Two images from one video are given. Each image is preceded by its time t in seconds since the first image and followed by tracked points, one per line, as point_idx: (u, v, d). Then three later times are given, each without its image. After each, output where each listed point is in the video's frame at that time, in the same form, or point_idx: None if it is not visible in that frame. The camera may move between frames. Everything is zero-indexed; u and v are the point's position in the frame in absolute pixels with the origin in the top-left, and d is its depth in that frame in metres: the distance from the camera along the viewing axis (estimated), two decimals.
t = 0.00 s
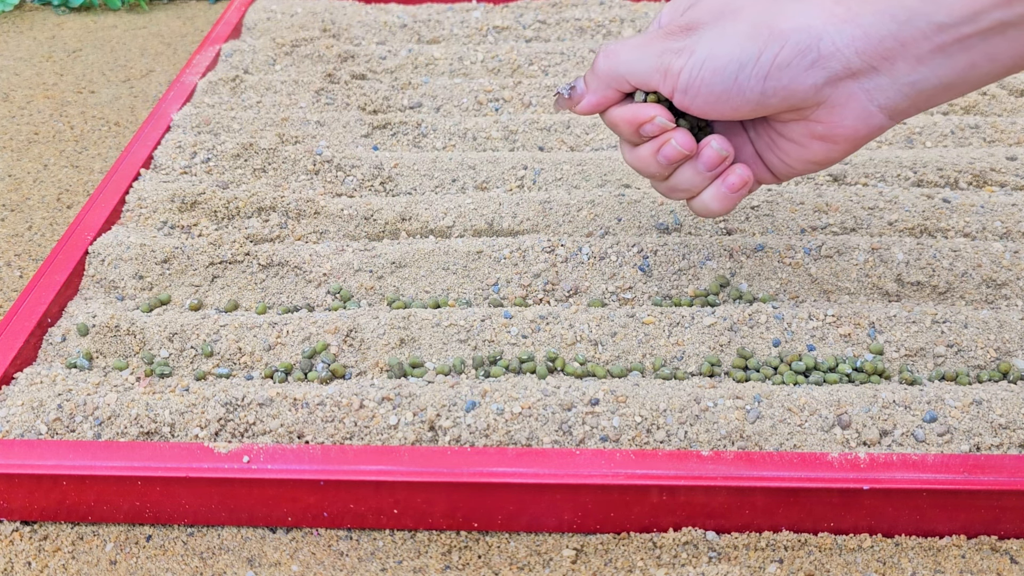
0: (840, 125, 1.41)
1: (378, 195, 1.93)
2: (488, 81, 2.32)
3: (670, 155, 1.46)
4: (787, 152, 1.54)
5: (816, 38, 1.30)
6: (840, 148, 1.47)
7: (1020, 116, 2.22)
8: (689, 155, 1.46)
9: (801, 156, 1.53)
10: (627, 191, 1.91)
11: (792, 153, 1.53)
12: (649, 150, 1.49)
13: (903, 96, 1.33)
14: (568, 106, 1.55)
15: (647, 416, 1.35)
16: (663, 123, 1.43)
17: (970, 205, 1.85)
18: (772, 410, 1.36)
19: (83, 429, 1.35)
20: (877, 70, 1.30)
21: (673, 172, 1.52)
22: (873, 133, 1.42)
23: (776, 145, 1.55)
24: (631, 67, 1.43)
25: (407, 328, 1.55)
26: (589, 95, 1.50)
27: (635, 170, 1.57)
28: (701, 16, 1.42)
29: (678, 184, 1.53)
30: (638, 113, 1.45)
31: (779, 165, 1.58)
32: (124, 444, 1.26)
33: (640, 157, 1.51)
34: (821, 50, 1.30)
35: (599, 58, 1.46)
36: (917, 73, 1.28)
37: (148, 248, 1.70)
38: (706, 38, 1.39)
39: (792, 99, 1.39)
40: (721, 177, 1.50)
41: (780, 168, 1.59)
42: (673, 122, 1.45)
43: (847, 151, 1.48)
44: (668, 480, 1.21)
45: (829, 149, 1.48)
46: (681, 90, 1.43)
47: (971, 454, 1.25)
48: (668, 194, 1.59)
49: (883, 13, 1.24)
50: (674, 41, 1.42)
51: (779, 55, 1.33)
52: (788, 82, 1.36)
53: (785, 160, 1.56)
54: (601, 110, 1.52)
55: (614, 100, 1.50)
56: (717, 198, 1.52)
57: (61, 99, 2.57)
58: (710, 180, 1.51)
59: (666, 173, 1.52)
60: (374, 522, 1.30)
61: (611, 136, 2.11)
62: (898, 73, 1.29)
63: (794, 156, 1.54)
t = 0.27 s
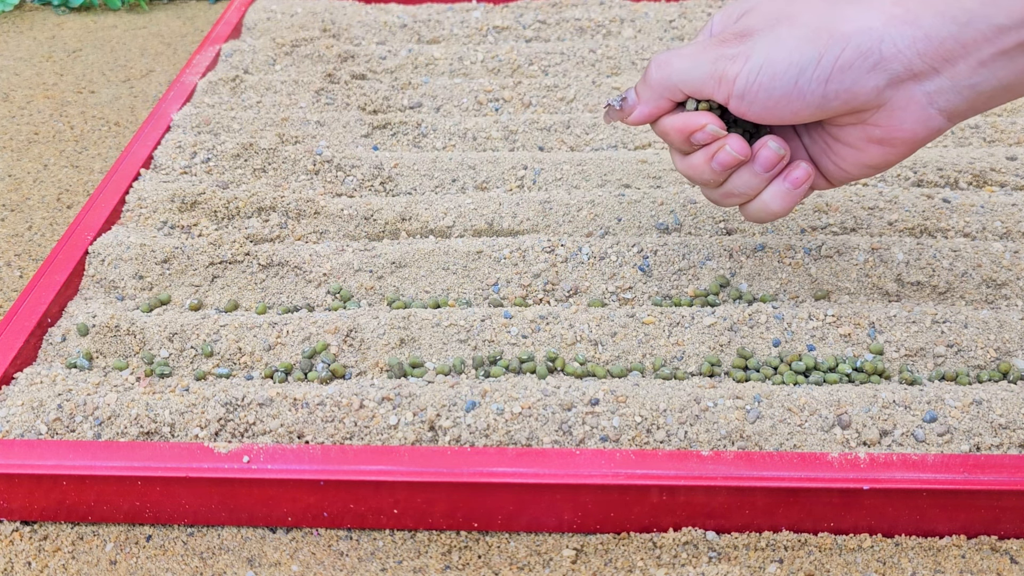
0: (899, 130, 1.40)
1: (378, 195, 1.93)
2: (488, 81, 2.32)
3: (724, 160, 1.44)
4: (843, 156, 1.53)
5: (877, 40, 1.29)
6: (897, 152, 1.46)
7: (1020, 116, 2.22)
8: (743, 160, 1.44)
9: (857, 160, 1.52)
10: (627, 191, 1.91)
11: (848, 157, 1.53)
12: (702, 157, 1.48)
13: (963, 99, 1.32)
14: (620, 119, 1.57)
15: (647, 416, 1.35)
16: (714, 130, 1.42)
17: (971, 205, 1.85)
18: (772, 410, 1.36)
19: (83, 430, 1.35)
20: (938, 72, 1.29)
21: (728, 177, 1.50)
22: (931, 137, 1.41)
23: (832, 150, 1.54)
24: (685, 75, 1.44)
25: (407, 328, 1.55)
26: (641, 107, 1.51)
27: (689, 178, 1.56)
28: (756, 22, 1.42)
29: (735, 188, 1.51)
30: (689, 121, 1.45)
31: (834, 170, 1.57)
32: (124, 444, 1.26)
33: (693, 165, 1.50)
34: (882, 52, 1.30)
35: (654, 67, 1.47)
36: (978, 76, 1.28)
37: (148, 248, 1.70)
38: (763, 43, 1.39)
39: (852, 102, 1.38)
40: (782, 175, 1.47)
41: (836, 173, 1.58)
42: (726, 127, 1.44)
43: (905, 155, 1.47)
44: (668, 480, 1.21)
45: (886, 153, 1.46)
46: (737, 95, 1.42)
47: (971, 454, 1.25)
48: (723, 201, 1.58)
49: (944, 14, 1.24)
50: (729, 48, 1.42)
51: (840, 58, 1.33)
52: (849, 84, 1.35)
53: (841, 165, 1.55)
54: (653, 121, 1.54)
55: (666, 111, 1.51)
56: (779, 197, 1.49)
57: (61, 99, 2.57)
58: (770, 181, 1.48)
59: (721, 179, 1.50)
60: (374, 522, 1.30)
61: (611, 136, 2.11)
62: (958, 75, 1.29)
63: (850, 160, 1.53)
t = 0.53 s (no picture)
0: (949, 127, 1.34)
1: (378, 195, 1.93)
2: (488, 81, 2.32)
3: (785, 147, 1.37)
4: (889, 153, 1.46)
5: (927, 39, 1.24)
6: (946, 150, 1.39)
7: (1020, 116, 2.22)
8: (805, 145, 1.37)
9: (904, 158, 1.45)
10: (627, 191, 1.91)
11: (894, 155, 1.45)
12: (758, 146, 1.41)
13: (1015, 96, 1.27)
14: (668, 117, 1.50)
15: (647, 416, 1.35)
16: (772, 117, 1.35)
17: (971, 205, 1.85)
18: (772, 410, 1.36)
19: (83, 430, 1.35)
20: (991, 69, 1.25)
21: (786, 166, 1.43)
22: (981, 135, 1.35)
23: (877, 147, 1.47)
24: (732, 73, 1.38)
25: (407, 328, 1.55)
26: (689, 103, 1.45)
27: (742, 172, 1.49)
28: (803, 19, 1.36)
29: (792, 178, 1.45)
30: (743, 113, 1.38)
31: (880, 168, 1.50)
32: (124, 444, 1.26)
33: (750, 156, 1.43)
34: (933, 50, 1.24)
35: (699, 64, 1.42)
36: None
37: (148, 248, 1.70)
38: (811, 41, 1.33)
39: (900, 102, 1.32)
40: (840, 162, 1.42)
41: (881, 170, 1.51)
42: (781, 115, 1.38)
43: (954, 152, 1.40)
44: (668, 480, 1.21)
45: (934, 151, 1.40)
46: (784, 95, 1.37)
47: (971, 454, 1.25)
48: (776, 195, 1.51)
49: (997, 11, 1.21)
50: (776, 46, 1.36)
51: (890, 57, 1.27)
52: (899, 83, 1.29)
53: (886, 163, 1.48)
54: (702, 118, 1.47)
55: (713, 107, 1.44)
56: (839, 184, 1.43)
57: (61, 99, 2.57)
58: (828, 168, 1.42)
59: (779, 168, 1.43)
60: (374, 522, 1.30)
61: (611, 136, 2.11)
62: (1011, 71, 1.25)
63: (895, 159, 1.46)
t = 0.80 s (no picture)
0: (988, 128, 1.37)
1: (378, 196, 1.93)
2: (488, 81, 2.32)
3: (814, 155, 1.38)
4: (926, 155, 1.49)
5: (969, 39, 1.27)
6: (983, 150, 1.42)
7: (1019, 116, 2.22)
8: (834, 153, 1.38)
9: (940, 159, 1.48)
10: (627, 191, 1.91)
11: (930, 157, 1.48)
12: (790, 152, 1.42)
13: None
14: (702, 118, 1.51)
15: (647, 416, 1.35)
16: (804, 124, 1.36)
17: (970, 205, 1.85)
18: (772, 410, 1.36)
19: (83, 429, 1.35)
20: None
21: (817, 172, 1.44)
22: (1019, 136, 1.38)
23: (913, 149, 1.50)
24: (769, 73, 1.40)
25: (407, 328, 1.55)
26: (724, 104, 1.46)
27: (773, 176, 1.50)
28: (841, 21, 1.38)
29: (822, 184, 1.46)
30: (776, 117, 1.39)
31: (916, 170, 1.53)
32: (124, 444, 1.26)
33: (780, 161, 1.45)
34: (975, 51, 1.28)
35: (735, 64, 1.43)
36: None
37: (148, 248, 1.70)
38: (850, 42, 1.36)
39: (940, 102, 1.35)
40: (869, 170, 1.42)
41: (917, 172, 1.54)
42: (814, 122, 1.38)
43: (992, 153, 1.43)
44: (668, 480, 1.21)
45: (972, 152, 1.43)
46: (823, 95, 1.38)
47: (970, 454, 1.25)
48: (807, 198, 1.52)
49: None
50: (814, 47, 1.38)
51: (931, 57, 1.30)
52: (939, 83, 1.32)
53: (922, 165, 1.51)
54: (736, 119, 1.48)
55: (749, 108, 1.46)
56: (868, 192, 1.44)
57: (61, 99, 2.57)
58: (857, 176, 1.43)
59: (809, 174, 1.44)
60: (374, 522, 1.30)
61: (610, 136, 2.11)
62: None
63: (932, 160, 1.49)
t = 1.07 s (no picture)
0: None
1: (378, 195, 1.93)
2: (488, 81, 2.32)
3: (850, 167, 1.40)
4: (973, 159, 1.51)
5: (1020, 42, 1.27)
6: None
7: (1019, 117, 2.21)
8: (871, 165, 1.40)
9: (988, 163, 1.50)
10: (627, 191, 1.91)
11: (977, 160, 1.50)
12: (827, 163, 1.44)
13: None
14: (743, 121, 1.54)
15: (647, 416, 1.35)
16: (840, 138, 1.39)
17: (970, 205, 1.85)
18: (772, 410, 1.36)
19: (83, 429, 1.35)
20: None
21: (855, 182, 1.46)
22: None
23: (960, 152, 1.51)
24: (816, 76, 1.42)
25: (407, 328, 1.55)
26: (767, 108, 1.49)
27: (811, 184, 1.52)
28: (890, 23, 1.39)
29: (860, 193, 1.48)
30: (814, 128, 1.42)
31: (959, 173, 1.55)
32: (124, 444, 1.26)
33: (817, 171, 1.47)
34: None
35: (782, 68, 1.45)
36: None
37: (148, 248, 1.70)
38: (898, 45, 1.36)
39: (990, 103, 1.35)
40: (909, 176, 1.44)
41: (960, 176, 1.55)
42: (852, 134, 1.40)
43: None
44: (668, 480, 1.21)
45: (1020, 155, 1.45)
46: (870, 98, 1.39)
47: (970, 454, 1.25)
48: (846, 205, 1.54)
49: None
50: (863, 50, 1.39)
51: (980, 60, 1.30)
52: (989, 85, 1.32)
53: (968, 168, 1.53)
54: (778, 124, 1.51)
55: (791, 113, 1.48)
56: (906, 201, 1.45)
57: (61, 100, 2.57)
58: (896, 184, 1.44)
59: (846, 185, 1.46)
60: (374, 522, 1.30)
61: (610, 136, 2.11)
62: None
63: (978, 163, 1.51)
